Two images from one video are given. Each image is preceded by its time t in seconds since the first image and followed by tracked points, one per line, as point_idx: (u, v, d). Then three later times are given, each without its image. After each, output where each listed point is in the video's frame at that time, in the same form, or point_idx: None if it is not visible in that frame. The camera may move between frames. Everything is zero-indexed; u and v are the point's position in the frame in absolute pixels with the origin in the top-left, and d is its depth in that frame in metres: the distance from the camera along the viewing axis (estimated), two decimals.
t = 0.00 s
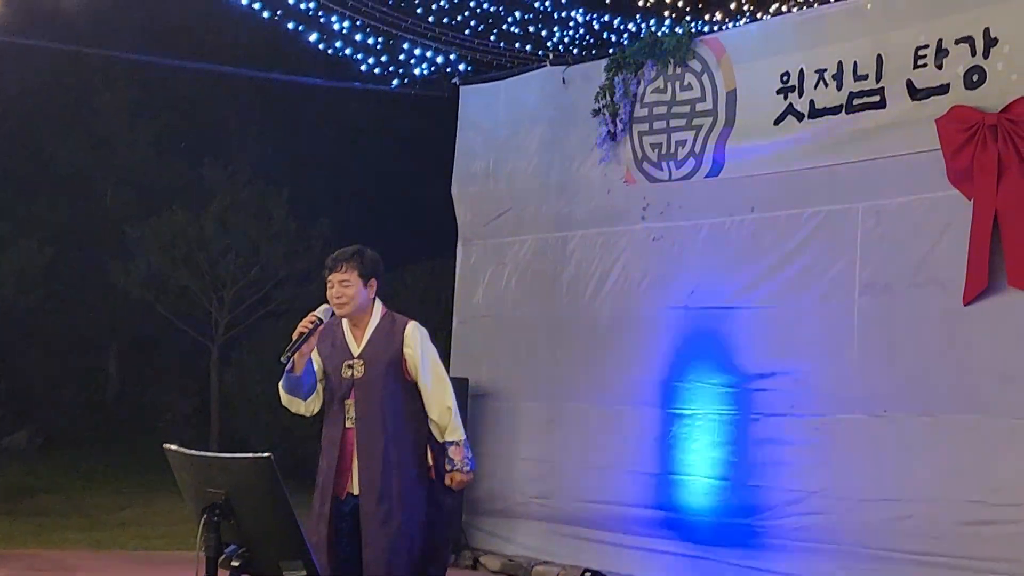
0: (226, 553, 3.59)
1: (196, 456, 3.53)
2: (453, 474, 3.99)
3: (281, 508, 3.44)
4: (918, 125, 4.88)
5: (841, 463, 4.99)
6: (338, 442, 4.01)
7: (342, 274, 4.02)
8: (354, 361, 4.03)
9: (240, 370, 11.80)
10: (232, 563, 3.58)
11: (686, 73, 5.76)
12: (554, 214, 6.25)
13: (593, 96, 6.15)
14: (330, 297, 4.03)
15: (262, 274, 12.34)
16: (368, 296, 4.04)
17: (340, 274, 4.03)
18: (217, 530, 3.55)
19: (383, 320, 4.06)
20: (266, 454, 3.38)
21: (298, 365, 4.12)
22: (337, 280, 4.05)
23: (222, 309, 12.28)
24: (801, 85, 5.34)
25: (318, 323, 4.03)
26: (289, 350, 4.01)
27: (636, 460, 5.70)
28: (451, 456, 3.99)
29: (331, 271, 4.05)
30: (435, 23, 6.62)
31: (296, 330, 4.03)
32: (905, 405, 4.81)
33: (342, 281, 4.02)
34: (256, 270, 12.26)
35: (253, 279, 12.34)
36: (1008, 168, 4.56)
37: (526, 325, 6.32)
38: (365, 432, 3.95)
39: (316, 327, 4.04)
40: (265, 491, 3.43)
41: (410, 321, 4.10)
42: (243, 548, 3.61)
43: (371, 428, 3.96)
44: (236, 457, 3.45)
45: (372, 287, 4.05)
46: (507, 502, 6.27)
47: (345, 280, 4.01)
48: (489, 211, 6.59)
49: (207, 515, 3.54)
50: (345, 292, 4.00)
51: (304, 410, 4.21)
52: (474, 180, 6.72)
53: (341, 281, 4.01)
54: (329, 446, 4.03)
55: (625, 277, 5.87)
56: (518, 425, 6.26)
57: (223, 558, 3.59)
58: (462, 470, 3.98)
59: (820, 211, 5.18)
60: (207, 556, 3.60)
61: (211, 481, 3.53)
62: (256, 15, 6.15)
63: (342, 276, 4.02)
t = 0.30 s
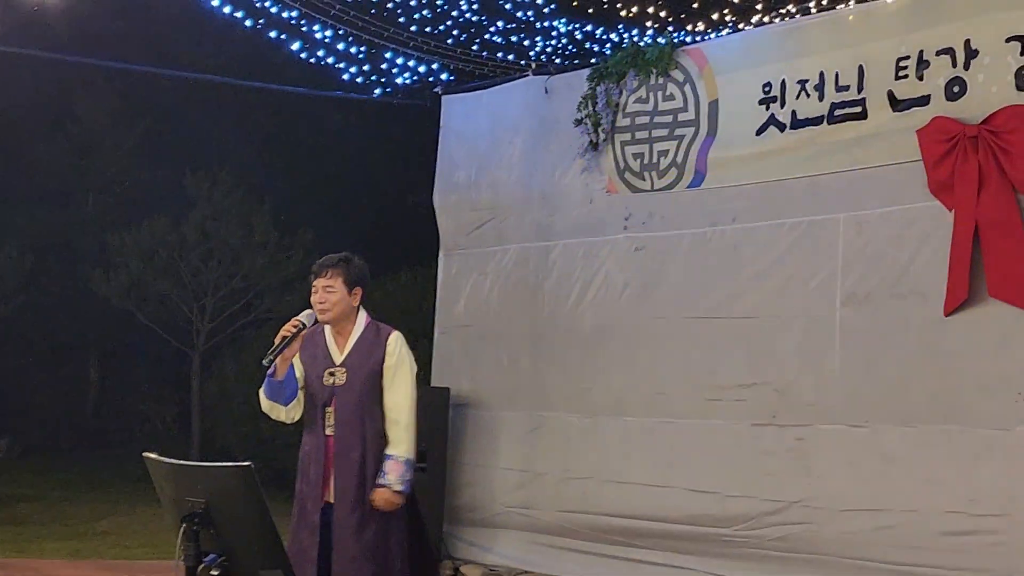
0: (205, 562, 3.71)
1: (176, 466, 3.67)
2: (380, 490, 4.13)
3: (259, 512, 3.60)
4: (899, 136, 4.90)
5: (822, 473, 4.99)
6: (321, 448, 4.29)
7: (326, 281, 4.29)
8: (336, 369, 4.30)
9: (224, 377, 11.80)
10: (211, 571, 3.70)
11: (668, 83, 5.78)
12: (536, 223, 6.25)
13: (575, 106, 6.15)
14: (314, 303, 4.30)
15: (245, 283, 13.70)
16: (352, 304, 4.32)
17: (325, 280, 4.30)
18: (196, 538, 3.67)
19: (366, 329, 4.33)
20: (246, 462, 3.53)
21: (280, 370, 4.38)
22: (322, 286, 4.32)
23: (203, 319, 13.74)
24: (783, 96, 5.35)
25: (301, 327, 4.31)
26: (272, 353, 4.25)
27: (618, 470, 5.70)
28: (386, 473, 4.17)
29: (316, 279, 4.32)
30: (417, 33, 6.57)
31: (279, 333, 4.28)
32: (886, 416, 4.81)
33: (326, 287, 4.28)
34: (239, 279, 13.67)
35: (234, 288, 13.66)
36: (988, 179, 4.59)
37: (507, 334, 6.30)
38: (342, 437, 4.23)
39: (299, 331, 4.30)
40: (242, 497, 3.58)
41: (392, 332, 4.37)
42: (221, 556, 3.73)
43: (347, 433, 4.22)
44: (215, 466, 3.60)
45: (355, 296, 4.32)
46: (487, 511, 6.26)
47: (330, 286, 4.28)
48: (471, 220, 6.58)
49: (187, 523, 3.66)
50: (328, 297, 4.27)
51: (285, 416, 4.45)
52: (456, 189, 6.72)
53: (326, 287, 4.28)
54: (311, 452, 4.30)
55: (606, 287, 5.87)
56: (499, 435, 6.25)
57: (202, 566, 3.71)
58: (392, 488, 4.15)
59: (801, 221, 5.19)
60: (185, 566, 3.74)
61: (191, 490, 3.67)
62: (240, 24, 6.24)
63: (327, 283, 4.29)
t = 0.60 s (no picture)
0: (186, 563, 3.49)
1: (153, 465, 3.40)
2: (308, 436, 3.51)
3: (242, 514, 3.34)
4: (880, 141, 4.90)
5: (801, 477, 5.00)
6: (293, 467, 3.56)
7: (311, 286, 3.61)
8: (316, 374, 3.62)
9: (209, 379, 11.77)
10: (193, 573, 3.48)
11: (650, 87, 5.79)
12: (517, 227, 6.25)
13: (557, 109, 6.15)
14: (295, 310, 3.63)
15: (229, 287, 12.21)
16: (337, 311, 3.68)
17: (309, 284, 3.63)
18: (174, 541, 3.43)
19: (348, 334, 3.67)
20: (226, 463, 3.26)
21: (263, 377, 3.67)
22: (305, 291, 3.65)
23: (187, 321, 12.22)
24: (765, 100, 5.35)
25: (285, 333, 3.71)
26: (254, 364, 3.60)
27: (599, 473, 5.69)
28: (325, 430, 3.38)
29: (297, 280, 3.64)
30: (399, 36, 6.52)
31: (261, 340, 3.62)
32: (867, 420, 4.82)
33: (309, 292, 3.60)
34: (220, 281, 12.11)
35: (218, 292, 12.20)
36: (969, 184, 4.60)
37: (490, 337, 6.30)
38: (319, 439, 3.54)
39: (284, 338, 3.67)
40: (223, 498, 3.33)
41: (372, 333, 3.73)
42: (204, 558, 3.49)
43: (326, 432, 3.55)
44: (194, 466, 3.32)
45: (340, 301, 3.67)
46: (469, 515, 6.24)
47: (313, 292, 3.60)
48: (452, 224, 6.58)
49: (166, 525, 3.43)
50: (312, 304, 3.60)
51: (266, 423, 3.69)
52: (437, 192, 6.71)
53: (309, 293, 3.60)
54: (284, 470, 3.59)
55: (588, 290, 5.88)
56: (480, 438, 6.25)
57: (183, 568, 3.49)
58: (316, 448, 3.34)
59: (783, 225, 5.19)
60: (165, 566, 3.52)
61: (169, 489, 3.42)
62: (223, 25, 6.21)
63: (311, 288, 3.62)
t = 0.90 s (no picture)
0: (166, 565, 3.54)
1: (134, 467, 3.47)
2: (314, 395, 3.84)
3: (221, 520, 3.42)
4: (860, 145, 4.92)
5: (781, 480, 5.01)
6: (281, 468, 3.94)
7: (286, 297, 3.91)
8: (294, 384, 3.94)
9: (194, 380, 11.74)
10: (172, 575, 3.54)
11: (633, 90, 5.79)
12: (499, 229, 6.26)
13: (539, 112, 6.15)
14: (270, 321, 3.92)
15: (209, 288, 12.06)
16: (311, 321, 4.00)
17: (284, 295, 3.93)
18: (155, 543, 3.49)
19: (324, 342, 4.01)
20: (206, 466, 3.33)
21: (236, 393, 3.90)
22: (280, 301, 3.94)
23: (167, 323, 12.00)
24: (747, 104, 5.36)
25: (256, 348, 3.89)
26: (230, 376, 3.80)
27: (580, 476, 5.70)
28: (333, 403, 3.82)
29: (272, 292, 3.93)
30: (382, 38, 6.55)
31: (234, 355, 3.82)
32: (846, 423, 4.83)
33: (285, 303, 3.91)
34: (200, 284, 12.00)
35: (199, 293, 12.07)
36: (950, 187, 4.60)
37: (472, 339, 6.30)
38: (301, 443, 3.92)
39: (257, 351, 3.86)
40: (203, 503, 3.42)
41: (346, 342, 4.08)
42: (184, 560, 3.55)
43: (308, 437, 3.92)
44: (174, 468, 3.39)
45: (315, 311, 3.99)
46: (450, 518, 6.24)
47: (289, 303, 3.91)
48: (434, 226, 6.59)
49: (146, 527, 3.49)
50: (287, 316, 3.90)
51: (242, 434, 4.00)
52: (419, 195, 6.71)
53: (284, 304, 3.90)
54: (269, 470, 3.96)
55: (569, 293, 5.89)
56: (461, 441, 6.25)
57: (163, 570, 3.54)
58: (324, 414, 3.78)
59: (763, 229, 5.20)
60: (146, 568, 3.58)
61: (150, 492, 3.49)
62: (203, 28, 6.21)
63: (285, 299, 3.92)
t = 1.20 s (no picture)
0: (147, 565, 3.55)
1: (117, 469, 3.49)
2: (297, 417, 3.77)
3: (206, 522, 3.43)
4: (844, 146, 4.93)
5: (764, 482, 5.01)
6: (267, 488, 3.83)
7: (258, 321, 3.77)
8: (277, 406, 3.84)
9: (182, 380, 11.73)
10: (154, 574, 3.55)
11: (616, 91, 5.80)
12: (482, 230, 6.27)
13: (523, 113, 6.16)
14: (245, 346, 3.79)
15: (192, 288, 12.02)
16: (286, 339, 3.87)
17: (254, 320, 3.79)
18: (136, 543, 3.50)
19: (303, 358, 3.90)
20: (187, 467, 3.34)
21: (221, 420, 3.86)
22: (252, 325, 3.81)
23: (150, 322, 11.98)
24: (730, 105, 5.36)
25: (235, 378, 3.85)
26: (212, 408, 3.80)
27: (564, 477, 5.70)
28: (317, 423, 3.77)
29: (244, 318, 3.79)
30: (366, 39, 6.57)
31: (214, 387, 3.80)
32: (829, 425, 4.83)
33: (258, 328, 3.77)
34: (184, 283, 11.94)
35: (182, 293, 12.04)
36: (932, 188, 4.61)
37: (457, 340, 6.30)
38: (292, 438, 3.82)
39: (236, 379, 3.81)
40: (187, 506, 3.42)
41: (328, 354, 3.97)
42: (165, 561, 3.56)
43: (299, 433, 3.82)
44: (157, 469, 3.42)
45: (289, 329, 3.86)
46: (433, 519, 6.24)
47: (261, 327, 3.77)
48: (417, 227, 6.60)
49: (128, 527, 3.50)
50: (262, 340, 3.77)
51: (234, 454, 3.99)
52: (404, 196, 6.72)
53: (256, 329, 3.77)
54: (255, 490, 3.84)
55: (553, 294, 5.89)
56: (445, 442, 6.25)
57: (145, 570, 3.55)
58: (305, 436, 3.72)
59: (746, 230, 5.21)
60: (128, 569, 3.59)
61: (132, 493, 3.51)
62: (188, 28, 6.25)
63: (257, 323, 3.78)
